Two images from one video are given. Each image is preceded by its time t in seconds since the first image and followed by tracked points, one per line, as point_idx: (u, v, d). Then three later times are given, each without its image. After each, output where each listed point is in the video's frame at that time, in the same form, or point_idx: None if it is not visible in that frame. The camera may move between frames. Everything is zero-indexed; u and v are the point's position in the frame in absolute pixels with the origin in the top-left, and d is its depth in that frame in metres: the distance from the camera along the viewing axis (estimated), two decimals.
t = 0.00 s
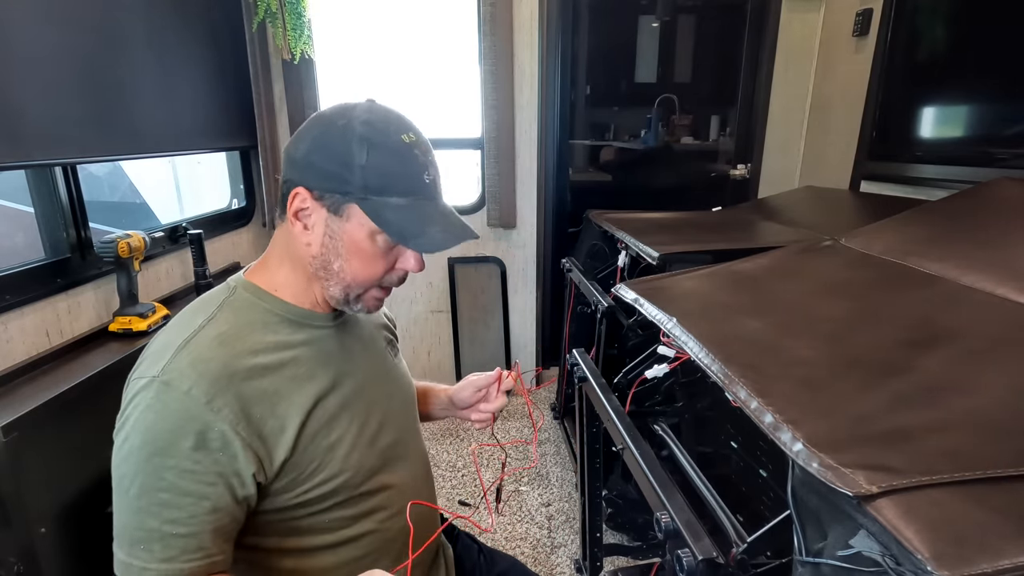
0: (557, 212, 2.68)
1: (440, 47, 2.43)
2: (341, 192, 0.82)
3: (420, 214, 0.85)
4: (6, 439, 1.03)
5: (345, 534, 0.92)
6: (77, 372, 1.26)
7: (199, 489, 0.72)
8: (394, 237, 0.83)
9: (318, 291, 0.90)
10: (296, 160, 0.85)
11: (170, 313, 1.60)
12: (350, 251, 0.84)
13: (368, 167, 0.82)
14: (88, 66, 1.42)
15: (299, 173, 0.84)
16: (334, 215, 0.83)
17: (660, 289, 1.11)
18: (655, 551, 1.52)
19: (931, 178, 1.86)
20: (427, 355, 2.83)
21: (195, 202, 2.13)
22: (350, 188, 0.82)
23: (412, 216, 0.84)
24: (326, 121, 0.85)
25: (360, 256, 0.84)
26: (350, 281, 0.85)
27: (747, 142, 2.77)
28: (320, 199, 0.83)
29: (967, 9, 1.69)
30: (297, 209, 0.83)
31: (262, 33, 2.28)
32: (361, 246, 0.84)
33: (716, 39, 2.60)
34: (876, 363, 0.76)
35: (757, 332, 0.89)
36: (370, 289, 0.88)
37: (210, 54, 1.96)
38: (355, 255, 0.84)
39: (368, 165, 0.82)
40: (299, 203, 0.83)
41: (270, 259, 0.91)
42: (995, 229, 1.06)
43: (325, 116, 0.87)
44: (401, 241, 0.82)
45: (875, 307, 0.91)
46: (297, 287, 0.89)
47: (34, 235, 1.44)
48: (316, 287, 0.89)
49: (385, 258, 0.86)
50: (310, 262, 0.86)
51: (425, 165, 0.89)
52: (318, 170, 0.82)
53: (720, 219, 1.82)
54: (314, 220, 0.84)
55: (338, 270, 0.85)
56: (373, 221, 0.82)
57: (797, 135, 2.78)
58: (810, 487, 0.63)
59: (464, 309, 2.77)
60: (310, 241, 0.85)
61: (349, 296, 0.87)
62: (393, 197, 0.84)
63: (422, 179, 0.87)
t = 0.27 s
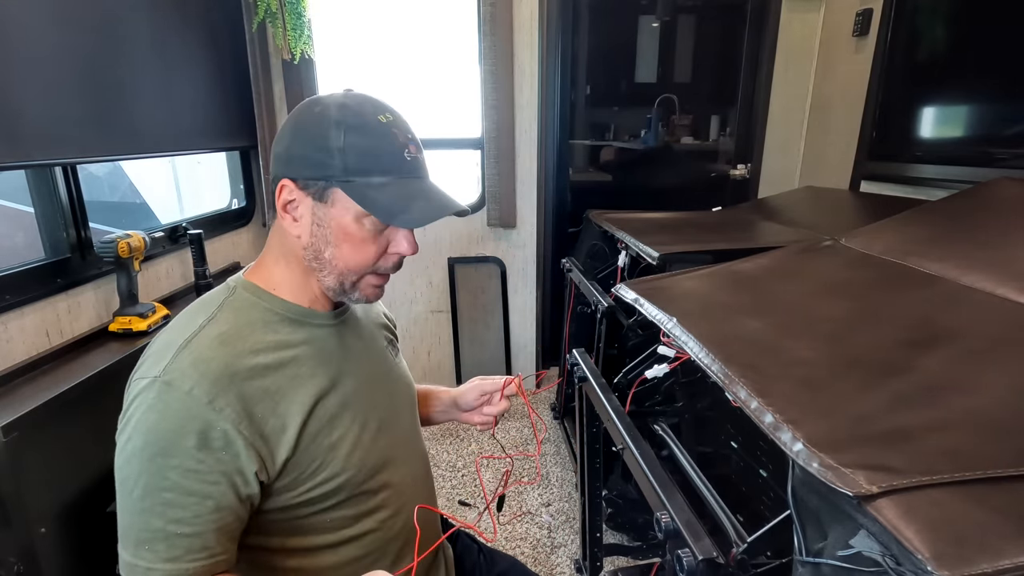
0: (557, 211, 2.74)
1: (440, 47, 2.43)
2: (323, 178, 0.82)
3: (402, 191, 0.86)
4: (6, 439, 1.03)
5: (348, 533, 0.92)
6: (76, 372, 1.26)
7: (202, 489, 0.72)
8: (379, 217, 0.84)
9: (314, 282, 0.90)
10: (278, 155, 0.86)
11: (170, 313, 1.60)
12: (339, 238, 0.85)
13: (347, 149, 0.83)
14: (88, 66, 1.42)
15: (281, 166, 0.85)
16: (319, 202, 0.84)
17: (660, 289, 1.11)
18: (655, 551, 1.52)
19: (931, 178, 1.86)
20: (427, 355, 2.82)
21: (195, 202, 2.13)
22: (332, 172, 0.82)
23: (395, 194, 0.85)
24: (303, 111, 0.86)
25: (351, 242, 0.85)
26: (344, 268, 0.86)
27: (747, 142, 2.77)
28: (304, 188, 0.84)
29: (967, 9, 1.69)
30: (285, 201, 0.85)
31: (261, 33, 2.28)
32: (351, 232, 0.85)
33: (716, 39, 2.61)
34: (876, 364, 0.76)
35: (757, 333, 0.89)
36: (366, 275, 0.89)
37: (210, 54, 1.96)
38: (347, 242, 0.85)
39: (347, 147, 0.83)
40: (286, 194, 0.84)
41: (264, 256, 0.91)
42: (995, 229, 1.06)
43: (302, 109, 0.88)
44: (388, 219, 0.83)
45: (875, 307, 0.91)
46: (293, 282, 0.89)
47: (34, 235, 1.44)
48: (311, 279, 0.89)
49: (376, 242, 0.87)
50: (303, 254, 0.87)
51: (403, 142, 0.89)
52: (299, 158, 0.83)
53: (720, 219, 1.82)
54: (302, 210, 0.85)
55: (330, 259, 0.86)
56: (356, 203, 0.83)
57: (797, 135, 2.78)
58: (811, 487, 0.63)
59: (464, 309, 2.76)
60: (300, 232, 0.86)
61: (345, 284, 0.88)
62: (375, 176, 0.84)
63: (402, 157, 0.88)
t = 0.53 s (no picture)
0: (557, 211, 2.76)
1: (440, 47, 2.43)
2: (305, 174, 0.83)
3: (384, 183, 0.86)
4: (6, 439, 1.03)
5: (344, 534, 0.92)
6: (76, 372, 1.26)
7: (196, 489, 0.72)
8: (361, 210, 0.83)
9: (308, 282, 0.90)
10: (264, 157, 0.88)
11: (170, 314, 1.60)
12: (325, 234, 0.85)
13: (328, 144, 0.83)
14: (88, 66, 1.42)
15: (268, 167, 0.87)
16: (303, 200, 0.84)
17: (660, 289, 1.11)
18: (655, 551, 1.52)
19: (931, 177, 1.86)
20: (427, 355, 2.82)
21: (195, 202, 2.12)
22: (313, 168, 0.83)
23: (376, 187, 0.85)
24: (286, 111, 0.87)
25: (338, 239, 0.85)
26: (333, 265, 0.86)
27: (747, 142, 2.77)
28: (289, 186, 0.84)
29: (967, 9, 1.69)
30: (274, 201, 0.86)
31: (261, 33, 2.28)
32: (339, 228, 0.84)
33: (716, 39, 2.61)
34: (876, 364, 0.76)
35: (757, 333, 0.89)
36: (358, 272, 0.88)
37: (210, 53, 1.96)
38: (334, 238, 0.85)
39: (327, 143, 0.83)
40: (273, 194, 0.85)
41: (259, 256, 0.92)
42: (995, 228, 1.06)
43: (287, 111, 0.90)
44: (370, 212, 0.83)
45: (875, 307, 0.91)
46: (286, 281, 0.89)
47: (34, 235, 1.44)
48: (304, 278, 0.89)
49: (364, 238, 0.86)
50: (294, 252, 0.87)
51: (386, 135, 0.90)
52: (281, 156, 0.84)
53: (720, 219, 1.82)
54: (289, 207, 0.85)
55: (318, 256, 0.86)
56: (338, 197, 0.83)
57: (797, 134, 2.78)
58: (811, 487, 0.63)
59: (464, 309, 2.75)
60: (290, 230, 0.86)
61: (336, 282, 0.88)
62: (356, 170, 0.84)
63: (385, 150, 0.88)
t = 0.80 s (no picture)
0: (557, 211, 2.79)
1: (440, 47, 2.43)
2: (305, 173, 0.83)
3: (385, 180, 0.86)
4: (6, 439, 1.03)
5: (347, 536, 0.92)
6: (75, 372, 1.26)
7: (203, 494, 0.72)
8: (363, 207, 0.83)
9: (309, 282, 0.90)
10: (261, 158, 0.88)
11: (169, 314, 1.60)
12: (326, 232, 0.85)
13: (327, 140, 0.83)
14: (88, 66, 1.42)
15: (266, 167, 0.86)
16: (305, 198, 0.84)
17: (659, 289, 1.11)
18: (655, 550, 1.52)
19: (931, 178, 1.86)
20: (427, 355, 2.83)
21: (195, 202, 2.13)
22: (314, 167, 0.83)
23: (376, 183, 0.85)
24: (284, 110, 0.87)
25: (338, 237, 0.85)
26: (335, 264, 0.86)
27: (747, 142, 2.77)
28: (289, 184, 0.84)
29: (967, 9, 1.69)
30: (274, 200, 0.85)
31: (262, 33, 2.27)
32: (339, 225, 0.84)
33: (716, 39, 2.61)
34: (876, 363, 0.76)
35: (757, 333, 0.89)
36: (360, 269, 0.88)
37: (210, 54, 1.96)
38: (333, 236, 0.85)
39: (326, 139, 0.83)
40: (272, 192, 0.85)
41: (259, 257, 0.91)
42: (995, 228, 1.06)
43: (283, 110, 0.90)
44: (372, 208, 0.83)
45: (874, 307, 0.91)
46: (286, 281, 0.89)
47: (34, 235, 1.44)
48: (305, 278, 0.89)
49: (365, 236, 0.86)
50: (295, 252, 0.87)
51: (385, 131, 0.90)
52: (280, 156, 0.84)
53: (719, 219, 1.82)
54: (288, 206, 0.85)
55: (319, 254, 0.86)
56: (338, 194, 0.83)
57: (797, 134, 2.78)
58: (811, 487, 0.63)
59: (464, 310, 2.75)
60: (289, 229, 0.86)
61: (339, 280, 0.88)
62: (356, 167, 0.85)
63: (384, 146, 0.88)
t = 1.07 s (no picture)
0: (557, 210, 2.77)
1: (440, 46, 2.43)
2: (428, 225, 0.83)
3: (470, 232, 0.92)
4: (6, 439, 1.03)
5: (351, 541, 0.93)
6: (75, 372, 1.26)
7: (221, 505, 0.73)
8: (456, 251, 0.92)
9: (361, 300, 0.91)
10: (341, 187, 0.80)
11: (170, 314, 1.60)
12: (415, 270, 0.89)
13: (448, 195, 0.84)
14: (87, 66, 1.42)
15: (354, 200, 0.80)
16: (416, 243, 0.85)
17: (659, 289, 1.11)
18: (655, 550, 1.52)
19: (931, 178, 1.86)
20: (427, 355, 2.83)
21: (195, 202, 2.13)
22: (435, 219, 0.84)
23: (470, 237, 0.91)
24: (395, 149, 0.81)
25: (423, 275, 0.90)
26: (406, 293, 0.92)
27: (747, 142, 2.77)
28: (407, 231, 0.83)
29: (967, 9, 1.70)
30: (382, 238, 0.82)
31: (262, 34, 2.28)
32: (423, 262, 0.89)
33: (716, 39, 2.61)
34: (876, 363, 0.76)
35: (757, 333, 0.89)
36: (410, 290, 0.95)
37: (210, 54, 1.96)
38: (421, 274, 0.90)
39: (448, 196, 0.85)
40: (385, 235, 0.81)
41: (303, 274, 0.85)
42: (995, 228, 1.06)
43: (360, 138, 0.83)
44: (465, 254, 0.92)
45: (874, 307, 0.91)
46: (332, 300, 0.87)
47: (34, 235, 1.44)
48: (366, 301, 0.89)
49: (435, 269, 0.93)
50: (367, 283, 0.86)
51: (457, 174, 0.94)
52: (390, 199, 0.80)
53: (720, 219, 1.82)
54: (398, 250, 0.84)
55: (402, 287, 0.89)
56: (446, 242, 0.89)
57: (797, 134, 2.78)
58: (811, 487, 0.63)
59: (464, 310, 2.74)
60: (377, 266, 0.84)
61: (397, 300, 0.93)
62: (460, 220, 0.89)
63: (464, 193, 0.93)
